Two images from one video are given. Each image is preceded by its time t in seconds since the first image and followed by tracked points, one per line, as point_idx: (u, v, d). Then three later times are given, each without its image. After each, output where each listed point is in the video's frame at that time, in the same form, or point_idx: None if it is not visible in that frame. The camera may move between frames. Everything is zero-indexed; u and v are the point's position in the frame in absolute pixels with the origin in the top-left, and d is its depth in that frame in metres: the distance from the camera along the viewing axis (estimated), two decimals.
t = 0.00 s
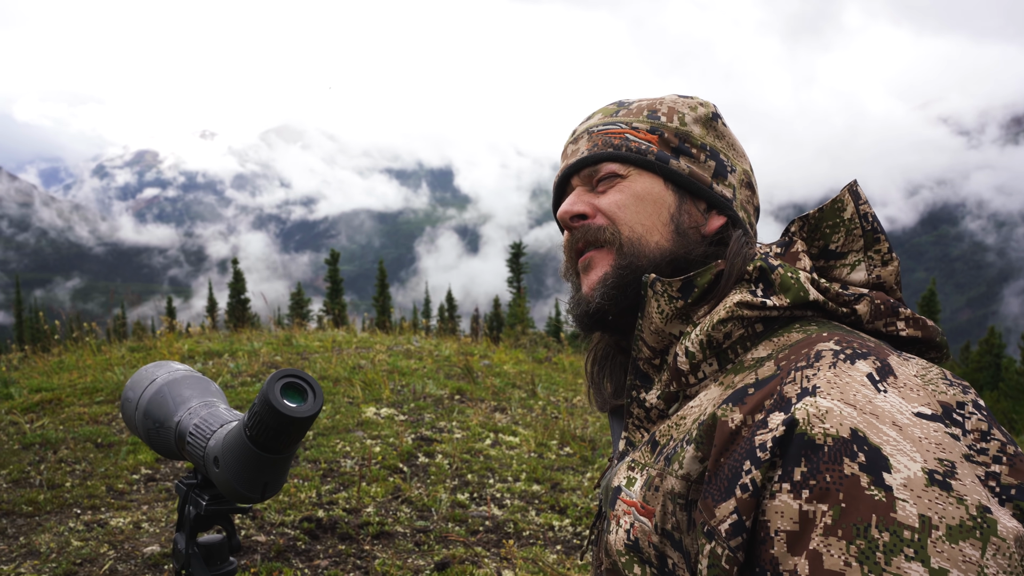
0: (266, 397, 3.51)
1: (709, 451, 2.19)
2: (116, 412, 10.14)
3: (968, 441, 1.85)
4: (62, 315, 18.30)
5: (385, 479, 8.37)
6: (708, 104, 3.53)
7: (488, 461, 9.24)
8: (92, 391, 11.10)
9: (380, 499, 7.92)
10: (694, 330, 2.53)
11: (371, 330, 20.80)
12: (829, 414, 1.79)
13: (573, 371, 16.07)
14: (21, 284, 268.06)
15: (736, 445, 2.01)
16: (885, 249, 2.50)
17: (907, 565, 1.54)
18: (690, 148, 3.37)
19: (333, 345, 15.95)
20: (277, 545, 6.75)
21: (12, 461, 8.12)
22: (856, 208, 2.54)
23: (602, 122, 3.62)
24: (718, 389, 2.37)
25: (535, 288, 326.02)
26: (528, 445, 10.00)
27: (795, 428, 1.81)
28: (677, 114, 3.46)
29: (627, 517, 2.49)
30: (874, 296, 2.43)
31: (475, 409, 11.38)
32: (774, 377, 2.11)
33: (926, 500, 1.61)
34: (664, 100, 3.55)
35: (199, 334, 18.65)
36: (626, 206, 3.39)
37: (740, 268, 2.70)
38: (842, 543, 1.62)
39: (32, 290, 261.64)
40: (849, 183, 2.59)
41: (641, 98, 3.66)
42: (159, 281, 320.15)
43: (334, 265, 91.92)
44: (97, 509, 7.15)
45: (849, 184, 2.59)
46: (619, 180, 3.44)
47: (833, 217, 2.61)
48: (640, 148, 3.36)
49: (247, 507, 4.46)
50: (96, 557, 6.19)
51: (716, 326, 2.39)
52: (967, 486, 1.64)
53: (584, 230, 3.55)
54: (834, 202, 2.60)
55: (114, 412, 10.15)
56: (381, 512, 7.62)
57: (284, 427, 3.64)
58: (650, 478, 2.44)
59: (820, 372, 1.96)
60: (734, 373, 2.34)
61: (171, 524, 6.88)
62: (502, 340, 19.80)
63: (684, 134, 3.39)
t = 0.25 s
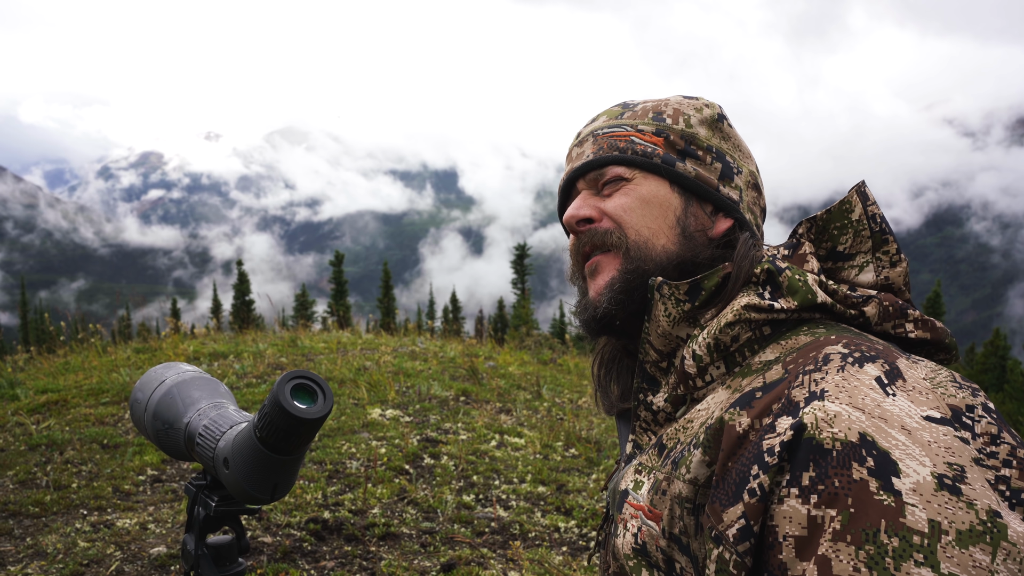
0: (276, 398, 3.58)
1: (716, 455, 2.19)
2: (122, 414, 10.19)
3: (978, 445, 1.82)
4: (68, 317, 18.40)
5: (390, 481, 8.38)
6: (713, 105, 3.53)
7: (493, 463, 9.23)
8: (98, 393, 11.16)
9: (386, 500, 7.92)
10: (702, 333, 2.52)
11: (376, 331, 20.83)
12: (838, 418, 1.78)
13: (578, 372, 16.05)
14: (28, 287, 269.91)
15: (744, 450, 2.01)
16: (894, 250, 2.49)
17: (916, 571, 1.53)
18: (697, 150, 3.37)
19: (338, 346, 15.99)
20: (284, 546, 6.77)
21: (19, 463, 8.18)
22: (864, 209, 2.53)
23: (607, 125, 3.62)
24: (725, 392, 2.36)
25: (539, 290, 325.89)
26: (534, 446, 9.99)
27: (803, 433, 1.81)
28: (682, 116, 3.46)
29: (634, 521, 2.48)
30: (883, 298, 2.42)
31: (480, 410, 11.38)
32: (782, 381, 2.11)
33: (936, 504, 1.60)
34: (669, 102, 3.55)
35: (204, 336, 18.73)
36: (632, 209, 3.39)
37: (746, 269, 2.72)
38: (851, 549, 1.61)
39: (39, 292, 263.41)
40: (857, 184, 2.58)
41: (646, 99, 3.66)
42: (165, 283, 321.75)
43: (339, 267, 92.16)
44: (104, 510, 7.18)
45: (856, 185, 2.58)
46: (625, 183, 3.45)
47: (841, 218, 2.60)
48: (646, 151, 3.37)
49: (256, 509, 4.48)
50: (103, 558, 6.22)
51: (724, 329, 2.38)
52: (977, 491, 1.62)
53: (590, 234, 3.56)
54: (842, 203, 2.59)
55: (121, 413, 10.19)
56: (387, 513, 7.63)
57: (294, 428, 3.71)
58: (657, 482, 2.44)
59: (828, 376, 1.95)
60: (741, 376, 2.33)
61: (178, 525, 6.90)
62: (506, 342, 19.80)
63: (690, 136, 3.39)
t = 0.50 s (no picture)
0: (280, 399, 3.94)
1: (720, 460, 2.20)
2: (124, 415, 10.19)
3: (983, 449, 1.82)
4: (69, 319, 18.41)
5: (393, 482, 8.38)
6: (709, 106, 3.54)
7: (495, 464, 9.22)
8: (100, 394, 11.16)
9: (388, 502, 7.92)
10: (705, 337, 2.52)
11: (377, 333, 20.82)
12: (841, 423, 1.78)
13: (580, 373, 16.04)
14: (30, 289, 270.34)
15: (747, 455, 2.01)
16: (896, 251, 2.49)
17: None
18: (695, 152, 3.37)
19: (340, 348, 15.99)
20: (286, 548, 6.78)
21: (21, 465, 8.19)
22: (866, 211, 2.52)
23: (605, 129, 3.64)
24: (728, 396, 2.36)
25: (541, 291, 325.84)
26: (536, 448, 9.98)
27: (807, 437, 1.80)
28: (680, 119, 3.47)
29: (638, 525, 2.48)
30: (885, 300, 2.42)
31: (482, 412, 11.37)
32: (785, 385, 2.11)
33: (940, 509, 1.60)
34: (666, 104, 3.56)
35: (205, 338, 18.73)
36: (633, 214, 3.39)
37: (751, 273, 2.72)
38: (856, 554, 1.60)
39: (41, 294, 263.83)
40: (858, 186, 2.57)
41: (643, 102, 3.67)
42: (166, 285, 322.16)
43: (340, 268, 92.22)
44: (106, 512, 7.18)
45: (858, 186, 2.57)
46: (624, 189, 3.45)
47: (843, 220, 2.60)
48: (644, 155, 3.37)
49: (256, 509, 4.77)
50: (105, 559, 6.23)
51: (726, 333, 2.37)
52: (982, 495, 1.62)
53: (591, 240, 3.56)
54: (844, 205, 2.59)
55: (122, 415, 10.20)
56: (390, 515, 7.63)
57: (297, 428, 4.06)
58: (660, 486, 2.44)
59: (831, 381, 1.95)
60: (744, 380, 2.34)
61: (180, 527, 6.90)
62: (508, 343, 19.79)
63: (688, 138, 3.39)
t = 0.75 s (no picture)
0: (279, 403, 3.95)
1: (717, 465, 2.18)
2: (119, 420, 10.13)
3: (979, 452, 1.82)
4: (64, 324, 18.31)
5: (389, 486, 8.35)
6: (715, 111, 3.56)
7: (492, 468, 9.20)
8: (95, 399, 11.10)
9: (385, 506, 7.88)
10: (701, 341, 2.53)
11: (373, 337, 20.78)
12: (840, 428, 1.77)
13: (576, 377, 16.04)
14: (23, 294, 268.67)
15: (746, 460, 2.00)
16: (892, 253, 2.51)
17: None
18: (701, 155, 3.35)
19: (336, 352, 15.96)
20: (282, 553, 6.76)
21: (15, 469, 8.13)
22: (862, 214, 2.53)
23: (611, 129, 3.60)
24: (725, 400, 2.36)
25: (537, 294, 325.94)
26: (532, 451, 9.96)
27: (806, 443, 1.79)
28: (687, 123, 3.48)
29: (635, 530, 2.48)
30: (882, 303, 2.41)
31: (478, 416, 11.35)
32: (783, 390, 2.09)
33: (940, 514, 1.60)
34: (671, 107, 3.58)
35: (200, 342, 18.65)
36: (637, 215, 3.30)
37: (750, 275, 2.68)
38: (855, 560, 1.60)
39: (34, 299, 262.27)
40: (853, 188, 2.56)
41: (649, 104, 3.68)
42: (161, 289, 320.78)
43: (336, 272, 92.06)
44: (101, 517, 7.13)
45: (853, 189, 2.56)
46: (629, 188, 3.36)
47: (839, 223, 2.58)
48: (651, 155, 3.32)
49: (254, 514, 4.93)
50: (100, 565, 6.19)
51: (724, 337, 2.38)
52: (981, 500, 1.62)
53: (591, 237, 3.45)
54: (839, 208, 2.57)
55: (117, 420, 10.13)
56: (386, 519, 7.60)
57: (296, 434, 4.06)
58: (658, 491, 2.44)
59: (829, 385, 1.93)
60: (742, 384, 2.34)
61: (176, 532, 6.85)
62: (504, 347, 19.77)
63: (694, 142, 3.39)
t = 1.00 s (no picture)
0: (285, 403, 3.95)
1: (729, 461, 2.19)
2: (120, 421, 10.12)
3: (990, 451, 1.83)
4: (64, 326, 18.30)
5: (390, 488, 8.34)
6: (756, 109, 2.99)
7: (492, 469, 9.19)
8: (96, 400, 11.08)
9: (386, 507, 7.88)
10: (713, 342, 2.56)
11: (373, 339, 20.77)
12: (852, 426, 1.78)
13: (576, 379, 16.03)
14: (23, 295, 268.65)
15: (758, 457, 1.99)
16: (899, 255, 2.50)
17: None
18: (744, 179, 2.88)
19: (336, 354, 15.95)
20: (285, 554, 6.77)
21: (17, 471, 8.13)
22: (870, 215, 2.53)
23: (645, 135, 2.97)
24: (735, 398, 2.38)
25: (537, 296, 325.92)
26: (533, 453, 9.95)
27: (819, 440, 1.80)
28: (729, 132, 2.91)
29: (644, 526, 2.48)
30: (891, 303, 2.42)
31: (479, 417, 11.34)
32: (794, 389, 2.09)
33: (951, 511, 1.61)
34: (712, 105, 2.93)
35: (201, 344, 18.65)
36: (682, 254, 2.82)
37: (764, 267, 2.67)
38: (869, 556, 1.61)
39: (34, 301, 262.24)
40: (861, 190, 2.58)
41: (683, 93, 2.99)
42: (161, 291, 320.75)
43: (336, 274, 92.07)
44: (104, 518, 7.13)
45: (861, 190, 2.58)
46: (673, 221, 2.86)
47: (847, 224, 2.60)
48: (696, 185, 2.81)
49: (258, 516, 4.98)
50: (103, 566, 6.19)
51: (736, 338, 2.42)
52: (993, 497, 1.63)
53: (625, 277, 2.98)
54: (848, 209, 2.58)
55: (118, 421, 10.12)
56: (387, 520, 7.59)
57: (301, 433, 4.06)
58: (668, 488, 2.44)
59: (841, 384, 1.94)
60: (752, 383, 2.35)
61: (178, 533, 6.84)
62: (504, 348, 19.76)
63: (737, 162, 2.89)
